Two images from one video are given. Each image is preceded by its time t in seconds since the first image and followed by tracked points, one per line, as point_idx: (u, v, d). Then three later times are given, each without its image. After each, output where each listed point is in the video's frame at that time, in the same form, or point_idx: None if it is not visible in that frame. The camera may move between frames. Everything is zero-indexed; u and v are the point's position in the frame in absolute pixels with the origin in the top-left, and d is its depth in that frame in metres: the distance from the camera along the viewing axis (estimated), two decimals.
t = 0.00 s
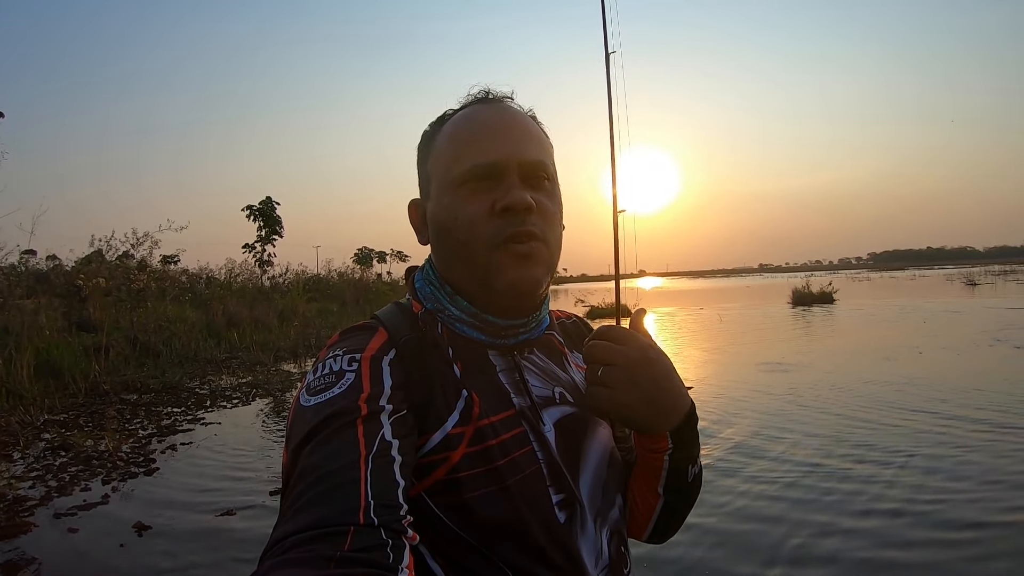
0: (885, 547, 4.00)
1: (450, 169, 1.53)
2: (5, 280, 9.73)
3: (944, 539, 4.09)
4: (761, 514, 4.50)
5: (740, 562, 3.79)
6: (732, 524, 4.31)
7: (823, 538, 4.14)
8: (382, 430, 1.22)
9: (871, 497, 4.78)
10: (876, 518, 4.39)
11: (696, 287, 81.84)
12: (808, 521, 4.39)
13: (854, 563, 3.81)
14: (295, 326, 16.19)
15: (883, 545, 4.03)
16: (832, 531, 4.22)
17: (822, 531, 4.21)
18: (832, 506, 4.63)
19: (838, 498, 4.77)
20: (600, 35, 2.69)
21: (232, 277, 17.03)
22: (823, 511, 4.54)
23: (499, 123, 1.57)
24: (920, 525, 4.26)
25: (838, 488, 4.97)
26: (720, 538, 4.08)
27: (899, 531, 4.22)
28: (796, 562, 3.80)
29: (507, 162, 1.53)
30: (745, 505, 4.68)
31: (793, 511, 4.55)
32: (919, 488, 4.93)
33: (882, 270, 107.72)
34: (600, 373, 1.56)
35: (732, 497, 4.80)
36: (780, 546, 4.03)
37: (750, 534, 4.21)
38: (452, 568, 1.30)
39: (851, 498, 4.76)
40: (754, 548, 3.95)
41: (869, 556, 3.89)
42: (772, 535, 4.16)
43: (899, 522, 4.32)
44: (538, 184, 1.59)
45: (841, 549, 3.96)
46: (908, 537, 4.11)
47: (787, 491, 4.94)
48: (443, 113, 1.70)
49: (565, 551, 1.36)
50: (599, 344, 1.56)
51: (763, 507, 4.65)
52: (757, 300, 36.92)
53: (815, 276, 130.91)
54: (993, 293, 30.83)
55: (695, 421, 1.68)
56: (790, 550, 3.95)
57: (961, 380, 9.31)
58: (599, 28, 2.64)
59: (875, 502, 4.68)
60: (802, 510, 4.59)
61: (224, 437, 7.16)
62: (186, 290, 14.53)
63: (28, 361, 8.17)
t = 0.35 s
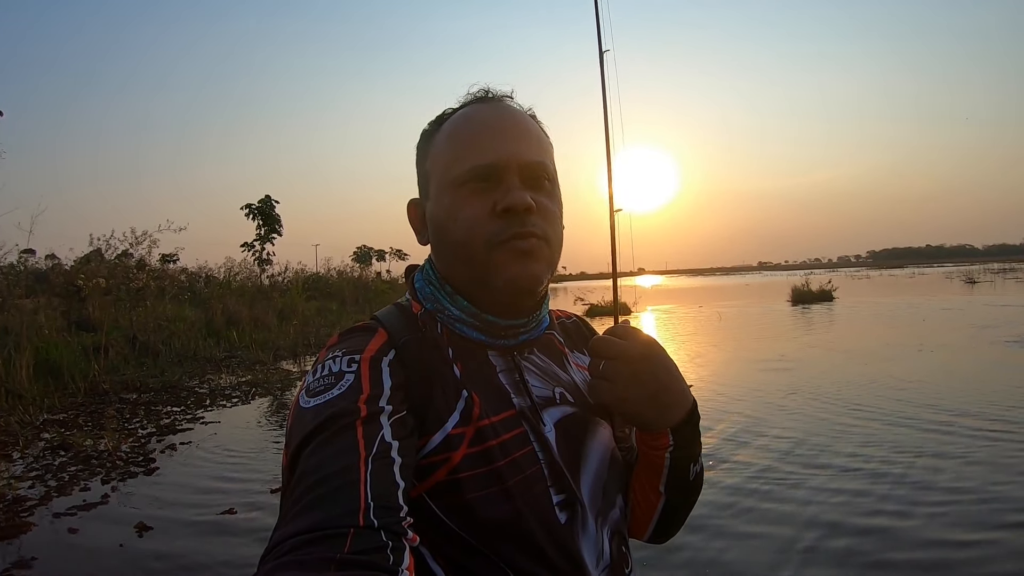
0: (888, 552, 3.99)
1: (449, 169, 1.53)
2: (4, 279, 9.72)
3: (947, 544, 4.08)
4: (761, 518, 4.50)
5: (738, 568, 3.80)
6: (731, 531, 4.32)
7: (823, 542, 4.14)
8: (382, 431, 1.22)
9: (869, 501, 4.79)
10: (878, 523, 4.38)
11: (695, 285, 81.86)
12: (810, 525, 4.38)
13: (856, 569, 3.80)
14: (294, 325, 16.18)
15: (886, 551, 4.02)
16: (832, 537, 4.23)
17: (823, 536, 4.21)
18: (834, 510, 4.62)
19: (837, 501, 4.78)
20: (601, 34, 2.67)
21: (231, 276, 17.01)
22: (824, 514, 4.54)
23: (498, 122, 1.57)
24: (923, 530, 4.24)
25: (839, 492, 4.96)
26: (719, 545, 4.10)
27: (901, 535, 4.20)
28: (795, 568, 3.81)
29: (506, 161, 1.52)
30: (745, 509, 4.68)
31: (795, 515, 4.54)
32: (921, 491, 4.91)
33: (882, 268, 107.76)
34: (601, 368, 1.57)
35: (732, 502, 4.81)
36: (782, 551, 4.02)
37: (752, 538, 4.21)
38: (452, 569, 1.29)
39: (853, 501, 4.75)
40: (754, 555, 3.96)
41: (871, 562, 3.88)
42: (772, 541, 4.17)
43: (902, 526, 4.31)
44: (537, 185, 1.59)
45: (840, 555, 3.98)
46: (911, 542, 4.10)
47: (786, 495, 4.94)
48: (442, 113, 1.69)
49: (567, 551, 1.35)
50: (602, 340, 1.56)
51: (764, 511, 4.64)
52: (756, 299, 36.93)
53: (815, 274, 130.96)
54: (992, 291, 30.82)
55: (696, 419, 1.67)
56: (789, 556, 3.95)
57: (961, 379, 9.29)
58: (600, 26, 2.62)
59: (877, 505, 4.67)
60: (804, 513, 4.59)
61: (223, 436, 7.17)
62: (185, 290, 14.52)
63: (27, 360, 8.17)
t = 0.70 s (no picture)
0: (889, 556, 3.99)
1: (449, 164, 1.53)
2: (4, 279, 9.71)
3: (947, 549, 4.08)
4: (762, 522, 4.50)
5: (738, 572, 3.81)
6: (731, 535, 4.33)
7: (823, 544, 4.16)
8: (384, 426, 1.22)
9: (869, 503, 4.80)
10: (878, 529, 4.37)
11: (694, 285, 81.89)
12: (810, 529, 4.39)
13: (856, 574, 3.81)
14: (294, 325, 16.19)
15: (886, 557, 4.02)
16: (831, 540, 4.24)
17: (823, 540, 4.21)
18: (834, 514, 4.62)
19: (836, 504, 4.79)
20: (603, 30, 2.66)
21: (230, 276, 17.01)
22: (824, 519, 4.54)
23: (498, 117, 1.57)
24: (925, 535, 4.23)
25: (839, 494, 4.97)
26: (719, 550, 4.11)
27: (901, 540, 4.20)
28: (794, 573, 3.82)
29: (506, 156, 1.52)
30: (745, 513, 4.69)
31: (795, 519, 4.55)
32: (922, 494, 4.91)
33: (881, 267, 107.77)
34: (603, 366, 1.56)
35: (731, 504, 4.83)
36: (782, 555, 4.03)
37: (751, 543, 4.22)
38: (454, 563, 1.29)
39: (854, 504, 4.75)
40: (754, 560, 3.97)
41: (871, 567, 3.88)
42: (771, 544, 4.18)
43: (902, 531, 4.31)
44: (537, 179, 1.59)
45: (839, 558, 3.99)
46: (911, 547, 4.10)
47: (786, 497, 4.96)
48: (443, 108, 1.70)
49: (569, 545, 1.35)
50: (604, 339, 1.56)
51: (764, 514, 4.65)
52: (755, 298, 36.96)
53: (815, 273, 131.00)
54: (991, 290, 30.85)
55: (698, 415, 1.68)
56: (789, 560, 3.97)
57: (962, 378, 9.28)
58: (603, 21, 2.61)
59: (877, 509, 4.67)
60: (804, 517, 4.59)
61: (223, 436, 7.17)
62: (185, 290, 14.50)
63: (27, 360, 8.16)
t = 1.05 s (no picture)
0: (892, 544, 3.97)
1: (454, 163, 1.52)
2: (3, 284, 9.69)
3: (952, 539, 4.05)
4: (765, 513, 4.48)
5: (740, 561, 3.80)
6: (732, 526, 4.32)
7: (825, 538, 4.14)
8: (388, 425, 1.20)
9: (870, 493, 4.79)
10: (880, 518, 4.36)
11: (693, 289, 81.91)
12: (813, 519, 4.36)
13: (860, 561, 3.77)
14: (294, 329, 16.17)
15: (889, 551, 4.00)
16: (832, 528, 4.23)
17: (827, 530, 4.18)
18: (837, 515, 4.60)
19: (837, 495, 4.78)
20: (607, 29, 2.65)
21: (230, 281, 16.99)
22: (827, 510, 4.51)
23: (505, 117, 1.56)
24: (929, 526, 4.20)
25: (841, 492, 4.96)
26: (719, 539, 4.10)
27: (905, 529, 4.17)
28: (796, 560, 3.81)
29: (512, 155, 1.51)
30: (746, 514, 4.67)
31: (798, 510, 4.52)
32: (926, 487, 4.88)
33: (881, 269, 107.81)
34: (656, 354, 1.51)
35: (731, 497, 4.83)
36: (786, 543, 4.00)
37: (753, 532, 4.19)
38: (458, 564, 1.27)
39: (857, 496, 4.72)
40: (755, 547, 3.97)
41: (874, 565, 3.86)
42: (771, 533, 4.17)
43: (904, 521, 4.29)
44: (541, 180, 1.57)
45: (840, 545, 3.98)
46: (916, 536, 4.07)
47: (786, 489, 4.95)
48: (452, 106, 1.68)
49: (576, 546, 1.34)
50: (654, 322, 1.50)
51: (766, 506, 4.62)
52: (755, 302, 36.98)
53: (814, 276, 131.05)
54: (990, 293, 30.87)
55: (704, 419, 1.67)
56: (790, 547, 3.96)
57: (963, 380, 9.26)
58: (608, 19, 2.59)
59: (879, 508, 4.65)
60: (807, 510, 4.56)
61: (224, 440, 7.16)
62: (184, 294, 14.49)
63: (26, 365, 8.14)
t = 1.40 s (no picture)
0: (889, 554, 3.99)
1: (453, 167, 1.54)
2: None
3: (948, 547, 4.08)
4: (762, 521, 4.51)
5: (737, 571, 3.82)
6: (729, 536, 4.34)
7: (822, 544, 4.16)
8: (388, 429, 1.22)
9: (867, 502, 4.82)
10: (876, 528, 4.39)
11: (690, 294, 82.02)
12: (809, 529, 4.41)
13: (857, 573, 3.81)
14: (291, 335, 16.16)
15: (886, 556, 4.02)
16: (829, 538, 4.25)
17: (822, 539, 4.23)
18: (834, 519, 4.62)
19: (835, 505, 4.81)
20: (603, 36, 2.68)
21: (226, 286, 16.97)
22: (824, 519, 4.55)
23: (503, 121, 1.58)
24: (925, 536, 4.23)
25: (838, 497, 4.98)
26: (717, 550, 4.12)
27: (901, 539, 4.21)
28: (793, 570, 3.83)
29: (510, 159, 1.53)
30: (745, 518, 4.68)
31: (794, 519, 4.56)
32: (922, 496, 4.92)
33: (876, 274, 108.15)
34: (616, 363, 1.58)
35: (729, 507, 4.85)
36: (781, 553, 4.05)
37: (749, 542, 4.25)
38: (458, 566, 1.28)
39: (853, 505, 4.76)
40: (752, 559, 3.98)
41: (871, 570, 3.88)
42: (769, 544, 4.19)
43: (901, 530, 4.33)
44: (540, 183, 1.59)
45: (837, 555, 4.00)
46: (912, 546, 4.10)
47: (784, 498, 4.97)
48: (451, 112, 1.71)
49: (575, 547, 1.35)
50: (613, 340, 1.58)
51: (763, 515, 4.67)
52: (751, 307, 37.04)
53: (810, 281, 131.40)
54: (985, 298, 30.98)
55: (706, 414, 1.67)
56: (787, 558, 3.97)
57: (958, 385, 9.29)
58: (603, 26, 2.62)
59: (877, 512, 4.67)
60: (805, 519, 4.59)
61: (221, 446, 7.15)
62: (181, 300, 14.46)
63: (23, 370, 8.12)
